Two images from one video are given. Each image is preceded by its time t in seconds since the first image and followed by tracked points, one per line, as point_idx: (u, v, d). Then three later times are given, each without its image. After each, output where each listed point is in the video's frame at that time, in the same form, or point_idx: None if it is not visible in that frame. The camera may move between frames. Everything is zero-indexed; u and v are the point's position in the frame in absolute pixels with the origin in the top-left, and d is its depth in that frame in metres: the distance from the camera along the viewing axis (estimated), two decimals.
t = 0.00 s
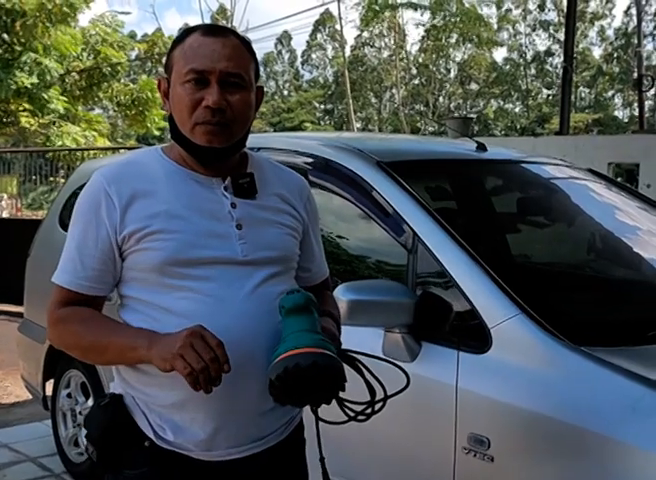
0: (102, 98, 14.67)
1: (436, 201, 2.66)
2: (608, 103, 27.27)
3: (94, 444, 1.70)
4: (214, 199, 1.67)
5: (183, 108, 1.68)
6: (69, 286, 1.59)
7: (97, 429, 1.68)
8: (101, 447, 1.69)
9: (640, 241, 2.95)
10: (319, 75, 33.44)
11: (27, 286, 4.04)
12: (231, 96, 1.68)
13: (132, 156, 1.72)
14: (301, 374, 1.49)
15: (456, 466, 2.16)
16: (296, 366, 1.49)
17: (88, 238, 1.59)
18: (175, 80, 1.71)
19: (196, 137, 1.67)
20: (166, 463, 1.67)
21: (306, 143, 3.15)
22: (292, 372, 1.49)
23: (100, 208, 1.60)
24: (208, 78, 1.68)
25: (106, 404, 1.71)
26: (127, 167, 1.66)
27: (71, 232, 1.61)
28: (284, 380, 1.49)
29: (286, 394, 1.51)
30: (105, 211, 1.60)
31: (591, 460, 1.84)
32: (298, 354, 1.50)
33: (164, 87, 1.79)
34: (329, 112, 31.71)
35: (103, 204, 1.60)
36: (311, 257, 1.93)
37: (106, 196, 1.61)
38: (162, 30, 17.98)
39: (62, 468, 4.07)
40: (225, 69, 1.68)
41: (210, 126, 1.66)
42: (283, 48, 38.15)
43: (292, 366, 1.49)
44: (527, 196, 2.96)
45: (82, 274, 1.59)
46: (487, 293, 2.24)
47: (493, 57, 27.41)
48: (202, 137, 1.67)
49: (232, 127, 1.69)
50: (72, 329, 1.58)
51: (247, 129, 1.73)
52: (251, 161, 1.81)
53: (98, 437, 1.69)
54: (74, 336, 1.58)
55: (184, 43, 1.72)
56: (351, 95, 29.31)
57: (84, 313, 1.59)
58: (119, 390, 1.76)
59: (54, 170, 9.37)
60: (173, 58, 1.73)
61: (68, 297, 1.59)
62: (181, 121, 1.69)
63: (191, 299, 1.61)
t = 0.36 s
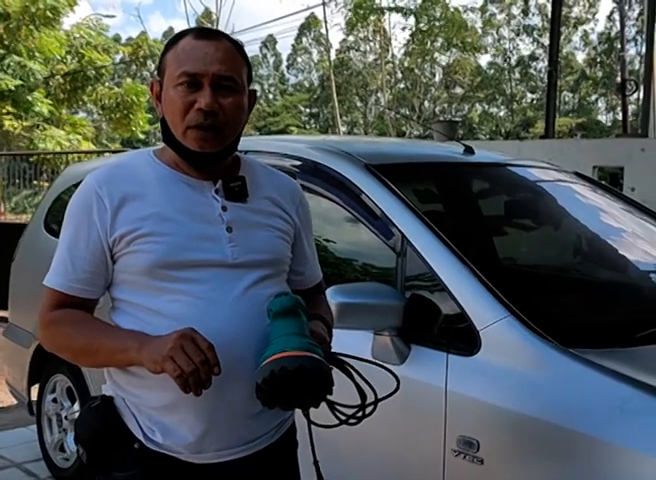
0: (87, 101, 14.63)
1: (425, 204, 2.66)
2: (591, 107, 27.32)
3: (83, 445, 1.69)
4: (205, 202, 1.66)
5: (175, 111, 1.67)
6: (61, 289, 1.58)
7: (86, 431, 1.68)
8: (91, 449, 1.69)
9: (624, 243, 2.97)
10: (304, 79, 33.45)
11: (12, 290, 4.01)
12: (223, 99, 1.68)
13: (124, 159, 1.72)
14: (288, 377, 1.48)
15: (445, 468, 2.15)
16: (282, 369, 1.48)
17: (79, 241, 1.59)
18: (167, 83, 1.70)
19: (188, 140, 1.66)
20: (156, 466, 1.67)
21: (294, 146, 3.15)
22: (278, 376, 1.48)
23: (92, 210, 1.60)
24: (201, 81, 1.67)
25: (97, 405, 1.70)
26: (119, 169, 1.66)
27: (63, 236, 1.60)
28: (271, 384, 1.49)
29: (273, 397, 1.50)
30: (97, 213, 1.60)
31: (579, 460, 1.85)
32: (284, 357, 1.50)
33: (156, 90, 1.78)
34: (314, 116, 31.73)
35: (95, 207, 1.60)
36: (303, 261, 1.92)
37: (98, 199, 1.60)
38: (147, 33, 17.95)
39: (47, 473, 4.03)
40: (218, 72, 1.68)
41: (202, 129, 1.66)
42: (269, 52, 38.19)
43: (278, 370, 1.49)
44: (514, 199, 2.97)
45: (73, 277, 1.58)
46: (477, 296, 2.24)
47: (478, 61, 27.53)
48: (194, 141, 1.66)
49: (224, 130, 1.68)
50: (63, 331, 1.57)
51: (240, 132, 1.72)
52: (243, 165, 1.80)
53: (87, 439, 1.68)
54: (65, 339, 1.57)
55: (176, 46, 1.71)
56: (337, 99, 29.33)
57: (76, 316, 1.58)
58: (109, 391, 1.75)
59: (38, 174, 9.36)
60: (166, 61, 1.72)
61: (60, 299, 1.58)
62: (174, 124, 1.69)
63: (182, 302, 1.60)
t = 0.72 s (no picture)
0: (74, 104, 14.56)
1: (415, 205, 2.67)
2: (578, 109, 27.67)
3: (78, 448, 1.69)
4: (200, 203, 1.65)
5: (173, 112, 1.67)
6: (56, 290, 1.57)
7: (80, 433, 1.68)
8: (85, 451, 1.69)
9: (612, 243, 2.98)
10: (292, 82, 33.40)
11: None
12: (221, 100, 1.67)
13: (119, 161, 1.71)
14: (285, 381, 1.48)
15: (437, 469, 2.15)
16: (280, 374, 1.48)
17: (75, 241, 1.58)
18: (165, 84, 1.69)
19: (186, 141, 1.65)
20: (150, 468, 1.66)
21: (283, 149, 3.14)
22: (276, 380, 1.48)
23: (87, 211, 1.59)
24: (199, 82, 1.67)
25: (92, 407, 1.71)
26: (114, 170, 1.65)
27: (58, 237, 1.59)
28: (268, 388, 1.49)
29: (271, 401, 1.50)
30: (92, 214, 1.59)
31: (572, 460, 1.85)
32: (282, 361, 1.50)
33: (154, 92, 1.77)
34: (302, 118, 31.70)
35: (90, 207, 1.59)
36: (299, 264, 1.92)
37: (93, 200, 1.59)
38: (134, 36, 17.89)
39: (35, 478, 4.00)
40: (216, 73, 1.67)
41: (200, 130, 1.65)
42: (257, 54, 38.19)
43: (276, 374, 1.48)
44: (504, 200, 2.98)
45: (68, 277, 1.57)
46: (469, 298, 2.24)
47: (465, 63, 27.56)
48: (191, 142, 1.65)
49: (222, 131, 1.67)
50: (57, 332, 1.56)
51: (237, 133, 1.72)
52: (240, 168, 1.79)
53: (81, 441, 1.68)
54: (59, 340, 1.56)
55: (174, 48, 1.71)
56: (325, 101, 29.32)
57: (70, 317, 1.57)
58: (104, 393, 1.75)
59: (25, 176, 9.55)
60: (164, 63, 1.72)
61: (56, 299, 1.58)
62: (172, 125, 1.68)
63: (177, 303, 1.59)
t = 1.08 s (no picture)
0: (59, 107, 14.49)
1: (404, 206, 2.67)
2: (563, 111, 27.73)
3: (71, 452, 1.69)
4: (194, 205, 1.65)
5: (168, 114, 1.66)
6: (48, 292, 1.56)
7: (73, 438, 1.67)
8: (79, 456, 1.69)
9: (599, 243, 2.99)
10: (278, 84, 33.32)
11: None
12: (217, 104, 1.67)
13: (112, 163, 1.70)
14: (285, 386, 1.47)
15: (428, 471, 2.15)
16: (279, 379, 1.48)
17: (68, 243, 1.56)
18: (161, 86, 1.69)
19: (181, 144, 1.65)
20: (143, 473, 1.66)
21: (271, 150, 3.14)
22: (275, 386, 1.48)
23: (80, 213, 1.57)
24: (195, 85, 1.66)
25: (84, 412, 1.70)
26: (108, 172, 1.64)
27: (50, 239, 1.58)
28: (268, 392, 1.48)
29: (269, 406, 1.49)
30: (85, 214, 1.58)
31: (563, 459, 1.85)
32: (281, 366, 1.49)
33: (148, 93, 1.77)
34: (289, 121, 31.67)
35: (84, 208, 1.58)
36: (291, 266, 1.92)
37: (86, 201, 1.58)
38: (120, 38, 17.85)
39: None
40: (212, 76, 1.67)
41: (195, 133, 1.64)
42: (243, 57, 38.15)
43: (275, 379, 1.48)
44: (491, 201, 2.99)
45: (61, 278, 1.56)
46: (459, 299, 2.24)
47: (452, 65, 27.57)
48: (186, 145, 1.64)
49: (217, 135, 1.67)
50: (50, 334, 1.55)
51: (232, 137, 1.71)
52: (234, 170, 1.79)
53: (74, 446, 1.68)
54: (51, 343, 1.55)
55: (170, 50, 1.70)
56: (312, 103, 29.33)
57: (64, 319, 1.56)
58: (96, 398, 1.75)
59: (10, 180, 9.65)
60: (159, 65, 1.71)
61: (48, 302, 1.56)
62: (166, 128, 1.67)
63: (171, 305, 1.58)
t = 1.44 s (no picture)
0: (46, 107, 14.45)
1: (393, 206, 2.67)
2: (550, 111, 27.93)
3: (62, 454, 1.69)
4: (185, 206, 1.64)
5: (153, 117, 1.65)
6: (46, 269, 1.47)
7: (63, 439, 1.67)
8: (68, 457, 1.68)
9: (586, 242, 3.00)
10: (266, 85, 33.26)
11: None
12: (202, 108, 1.65)
13: (102, 162, 1.68)
14: (280, 394, 1.48)
15: (419, 471, 2.14)
16: (274, 386, 1.48)
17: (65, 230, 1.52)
18: (146, 88, 1.67)
19: (165, 148, 1.63)
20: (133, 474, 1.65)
21: (261, 150, 3.13)
22: (271, 392, 1.48)
23: (74, 201, 1.55)
24: (180, 88, 1.65)
25: (74, 413, 1.70)
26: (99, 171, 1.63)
27: (42, 230, 1.54)
28: (262, 400, 1.48)
29: (264, 413, 1.50)
30: (81, 204, 1.55)
31: (556, 458, 1.85)
32: (276, 373, 1.49)
33: (135, 91, 1.75)
34: (277, 122, 31.65)
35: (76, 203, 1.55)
36: (282, 267, 1.91)
37: (80, 194, 1.57)
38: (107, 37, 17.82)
39: None
40: (199, 80, 1.66)
41: (178, 137, 1.63)
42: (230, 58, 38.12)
43: (270, 387, 1.48)
44: (480, 201, 2.99)
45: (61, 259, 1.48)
46: (450, 299, 2.24)
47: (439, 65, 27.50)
48: (170, 148, 1.63)
49: (202, 139, 1.66)
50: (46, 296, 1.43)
51: (218, 140, 1.70)
52: (223, 169, 1.78)
53: (64, 447, 1.68)
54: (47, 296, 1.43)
55: (157, 50, 1.69)
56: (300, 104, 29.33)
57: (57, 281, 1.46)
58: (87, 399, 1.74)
59: None
60: (145, 67, 1.69)
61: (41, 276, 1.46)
62: (151, 130, 1.66)
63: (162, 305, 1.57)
